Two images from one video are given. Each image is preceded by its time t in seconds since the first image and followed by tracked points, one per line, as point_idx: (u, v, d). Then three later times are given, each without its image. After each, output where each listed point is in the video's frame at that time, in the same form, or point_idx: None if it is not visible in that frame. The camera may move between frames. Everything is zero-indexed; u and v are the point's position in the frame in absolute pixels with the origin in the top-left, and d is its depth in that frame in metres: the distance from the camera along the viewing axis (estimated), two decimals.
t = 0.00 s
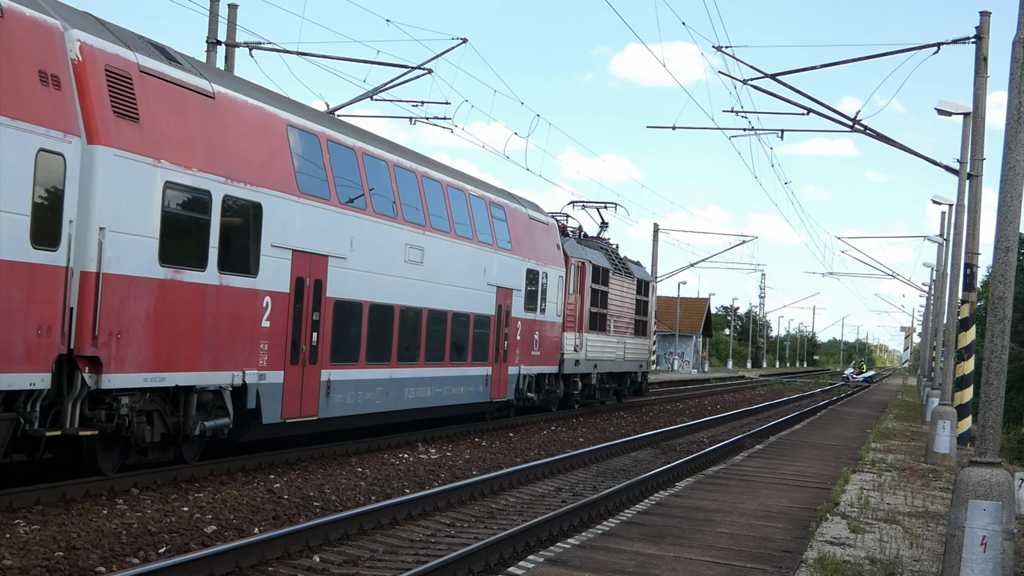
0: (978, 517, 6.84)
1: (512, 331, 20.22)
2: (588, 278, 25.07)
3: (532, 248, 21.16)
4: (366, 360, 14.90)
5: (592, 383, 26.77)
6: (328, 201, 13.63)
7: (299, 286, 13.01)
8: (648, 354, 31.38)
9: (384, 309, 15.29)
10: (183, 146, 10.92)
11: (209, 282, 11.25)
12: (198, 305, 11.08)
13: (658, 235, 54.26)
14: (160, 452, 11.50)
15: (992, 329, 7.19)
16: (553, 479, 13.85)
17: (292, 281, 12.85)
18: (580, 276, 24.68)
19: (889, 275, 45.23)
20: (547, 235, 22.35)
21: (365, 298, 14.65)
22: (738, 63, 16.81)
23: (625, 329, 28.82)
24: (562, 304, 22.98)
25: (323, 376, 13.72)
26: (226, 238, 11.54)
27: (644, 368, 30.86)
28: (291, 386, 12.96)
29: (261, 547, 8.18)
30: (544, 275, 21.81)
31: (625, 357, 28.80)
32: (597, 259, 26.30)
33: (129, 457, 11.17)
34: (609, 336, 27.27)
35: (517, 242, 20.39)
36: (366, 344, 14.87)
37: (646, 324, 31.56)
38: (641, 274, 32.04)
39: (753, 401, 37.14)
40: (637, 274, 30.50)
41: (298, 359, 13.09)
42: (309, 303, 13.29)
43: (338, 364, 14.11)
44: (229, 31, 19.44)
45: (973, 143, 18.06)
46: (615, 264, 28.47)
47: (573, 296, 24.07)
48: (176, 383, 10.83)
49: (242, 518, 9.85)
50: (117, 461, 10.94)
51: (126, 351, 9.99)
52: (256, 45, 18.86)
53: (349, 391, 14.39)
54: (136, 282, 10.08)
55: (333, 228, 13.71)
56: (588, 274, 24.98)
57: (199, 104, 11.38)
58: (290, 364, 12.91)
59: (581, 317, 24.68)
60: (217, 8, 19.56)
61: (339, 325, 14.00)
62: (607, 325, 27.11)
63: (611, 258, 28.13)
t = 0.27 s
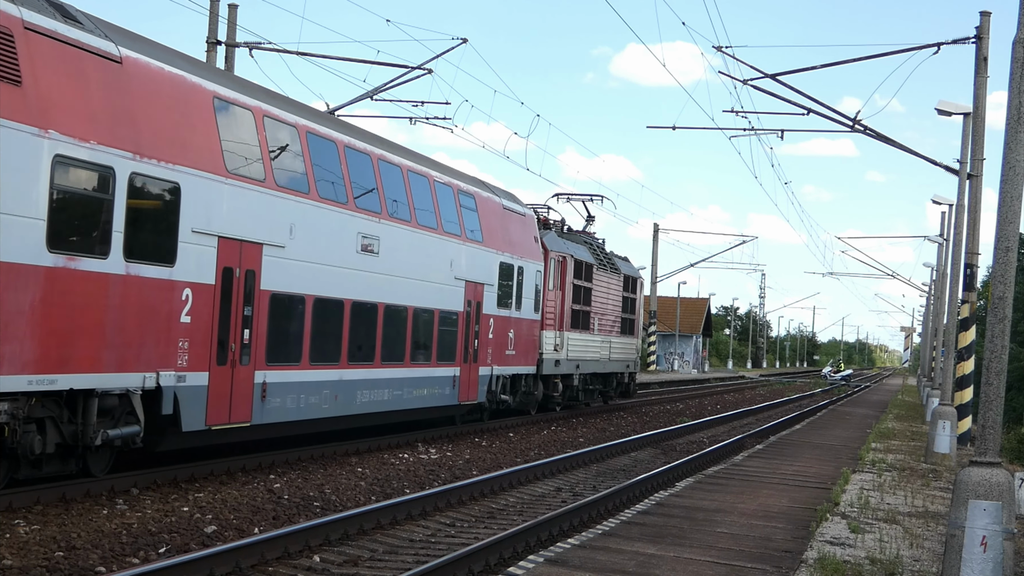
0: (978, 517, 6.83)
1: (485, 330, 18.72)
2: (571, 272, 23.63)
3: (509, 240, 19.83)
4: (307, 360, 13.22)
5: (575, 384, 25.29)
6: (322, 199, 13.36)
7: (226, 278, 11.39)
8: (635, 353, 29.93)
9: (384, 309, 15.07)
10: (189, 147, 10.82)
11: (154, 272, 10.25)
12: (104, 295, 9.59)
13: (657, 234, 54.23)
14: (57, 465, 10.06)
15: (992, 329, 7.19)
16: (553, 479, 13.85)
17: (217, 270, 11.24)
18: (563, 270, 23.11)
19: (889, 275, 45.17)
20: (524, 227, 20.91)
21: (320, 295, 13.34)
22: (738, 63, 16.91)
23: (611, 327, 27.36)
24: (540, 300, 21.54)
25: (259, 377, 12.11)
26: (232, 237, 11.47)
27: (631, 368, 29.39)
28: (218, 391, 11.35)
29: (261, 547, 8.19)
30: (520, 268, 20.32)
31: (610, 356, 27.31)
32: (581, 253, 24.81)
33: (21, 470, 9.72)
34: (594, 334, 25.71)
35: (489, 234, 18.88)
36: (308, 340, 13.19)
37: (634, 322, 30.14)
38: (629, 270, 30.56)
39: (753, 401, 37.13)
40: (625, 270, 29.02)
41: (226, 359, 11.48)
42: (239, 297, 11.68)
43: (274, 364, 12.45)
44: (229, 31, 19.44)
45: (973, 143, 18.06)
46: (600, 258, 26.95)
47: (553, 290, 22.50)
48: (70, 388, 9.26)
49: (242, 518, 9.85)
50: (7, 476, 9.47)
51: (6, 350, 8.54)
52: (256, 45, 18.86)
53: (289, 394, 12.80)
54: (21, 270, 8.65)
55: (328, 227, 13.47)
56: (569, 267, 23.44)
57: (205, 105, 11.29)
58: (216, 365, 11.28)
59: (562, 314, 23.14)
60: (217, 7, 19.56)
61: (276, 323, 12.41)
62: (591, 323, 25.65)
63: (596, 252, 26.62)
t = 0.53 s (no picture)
0: (978, 517, 6.83)
1: (454, 328, 17.34)
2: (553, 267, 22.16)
3: (483, 233, 18.53)
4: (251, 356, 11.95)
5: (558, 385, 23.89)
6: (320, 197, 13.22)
7: (136, 267, 9.89)
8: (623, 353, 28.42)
9: (375, 307, 14.69)
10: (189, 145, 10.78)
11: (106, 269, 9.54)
12: None
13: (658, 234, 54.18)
14: None
15: (992, 329, 7.19)
16: (553, 479, 13.85)
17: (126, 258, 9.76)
18: (543, 264, 21.68)
19: (889, 275, 45.14)
20: (501, 219, 19.45)
21: (303, 293, 12.89)
22: (738, 63, 16.85)
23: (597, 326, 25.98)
24: (516, 297, 20.10)
25: (179, 382, 10.59)
26: (232, 238, 11.39)
27: (618, 368, 27.94)
28: (131, 396, 9.91)
29: (261, 547, 8.19)
30: (493, 261, 18.88)
31: (596, 356, 25.83)
32: (564, 247, 23.33)
33: None
34: (577, 332, 24.23)
35: (458, 225, 17.43)
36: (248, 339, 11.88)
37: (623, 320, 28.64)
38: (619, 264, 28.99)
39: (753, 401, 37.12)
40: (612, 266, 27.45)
41: (141, 360, 10.03)
42: (159, 289, 10.24)
43: (203, 366, 11.01)
44: (229, 31, 19.44)
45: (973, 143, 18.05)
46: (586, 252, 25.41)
47: (532, 286, 21.07)
48: None
49: (242, 518, 9.85)
50: None
51: None
52: (257, 45, 18.86)
53: (260, 397, 12.13)
54: None
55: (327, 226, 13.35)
56: (551, 262, 21.98)
57: (201, 106, 11.23)
58: (128, 366, 9.83)
59: (541, 311, 21.66)
60: (217, 8, 19.56)
61: (205, 316, 11.00)
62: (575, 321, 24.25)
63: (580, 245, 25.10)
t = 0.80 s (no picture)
0: (978, 517, 6.83)
1: (415, 327, 15.99)
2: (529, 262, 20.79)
3: (453, 226, 17.27)
4: (166, 358, 10.43)
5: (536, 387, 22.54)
6: (316, 196, 13.13)
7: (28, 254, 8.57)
8: (609, 353, 27.06)
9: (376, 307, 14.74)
10: (189, 146, 10.75)
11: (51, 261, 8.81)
12: None
13: (657, 234, 54.12)
14: None
15: (992, 329, 7.19)
16: (553, 479, 13.85)
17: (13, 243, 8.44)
18: (518, 259, 20.33)
19: (890, 275, 45.06)
20: (473, 211, 18.16)
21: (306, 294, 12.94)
22: (738, 63, 16.92)
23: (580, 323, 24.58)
24: (488, 294, 18.76)
25: (78, 388, 9.20)
26: (232, 239, 11.37)
27: (603, 368, 26.58)
28: (18, 401, 8.54)
29: (261, 547, 8.18)
30: (461, 254, 17.52)
31: (579, 356, 24.50)
32: (542, 241, 21.94)
33: None
34: (557, 331, 22.86)
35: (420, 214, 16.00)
36: (163, 338, 10.37)
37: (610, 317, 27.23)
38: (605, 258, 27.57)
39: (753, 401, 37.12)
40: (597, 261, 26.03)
41: (28, 361, 8.62)
42: (51, 280, 8.83)
43: (107, 368, 9.57)
44: (229, 31, 19.45)
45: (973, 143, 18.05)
46: (567, 246, 24.02)
47: (506, 282, 19.72)
48: None
49: (242, 518, 9.85)
50: None
51: None
52: (257, 45, 18.87)
53: (262, 398, 12.16)
54: None
55: (330, 227, 13.40)
56: (527, 256, 20.61)
57: (201, 106, 11.19)
58: (11, 367, 8.42)
59: (516, 309, 20.29)
60: (217, 8, 19.57)
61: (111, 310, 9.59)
62: (556, 319, 22.88)
63: (560, 240, 23.72)
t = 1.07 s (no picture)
0: (977, 517, 6.83)
1: (370, 323, 14.64)
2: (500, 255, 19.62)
3: (415, 212, 15.96)
4: (147, 357, 10.10)
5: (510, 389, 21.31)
6: (310, 194, 12.96)
7: None
8: (590, 352, 25.87)
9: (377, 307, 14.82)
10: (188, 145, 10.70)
11: (18, 260, 8.43)
12: None
13: (658, 233, 54.02)
14: None
15: (992, 329, 7.19)
16: (553, 479, 13.85)
17: None
18: (487, 252, 19.16)
19: (889, 275, 44.99)
20: (437, 197, 16.86)
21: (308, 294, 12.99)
22: (738, 63, 16.77)
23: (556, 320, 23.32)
24: (452, 288, 17.51)
25: None
26: (236, 240, 11.41)
27: (582, 369, 25.39)
28: None
29: (261, 547, 8.18)
30: (423, 244, 16.23)
31: (556, 356, 23.32)
32: (516, 233, 20.75)
33: None
34: (532, 329, 21.65)
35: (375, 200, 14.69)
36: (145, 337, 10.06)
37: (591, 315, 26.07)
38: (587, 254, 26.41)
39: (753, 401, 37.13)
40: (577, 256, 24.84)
41: None
42: None
43: (59, 368, 8.96)
44: (229, 31, 19.45)
45: (973, 143, 18.05)
46: (545, 239, 22.83)
47: (472, 276, 18.55)
48: None
49: (242, 518, 9.85)
50: None
51: None
52: (257, 45, 18.87)
53: (265, 398, 12.18)
54: None
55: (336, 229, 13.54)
56: (497, 249, 19.44)
57: (199, 105, 11.14)
58: None
59: (484, 305, 19.09)
60: (217, 8, 19.57)
61: (61, 306, 8.91)
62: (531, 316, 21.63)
63: (536, 232, 22.54)
